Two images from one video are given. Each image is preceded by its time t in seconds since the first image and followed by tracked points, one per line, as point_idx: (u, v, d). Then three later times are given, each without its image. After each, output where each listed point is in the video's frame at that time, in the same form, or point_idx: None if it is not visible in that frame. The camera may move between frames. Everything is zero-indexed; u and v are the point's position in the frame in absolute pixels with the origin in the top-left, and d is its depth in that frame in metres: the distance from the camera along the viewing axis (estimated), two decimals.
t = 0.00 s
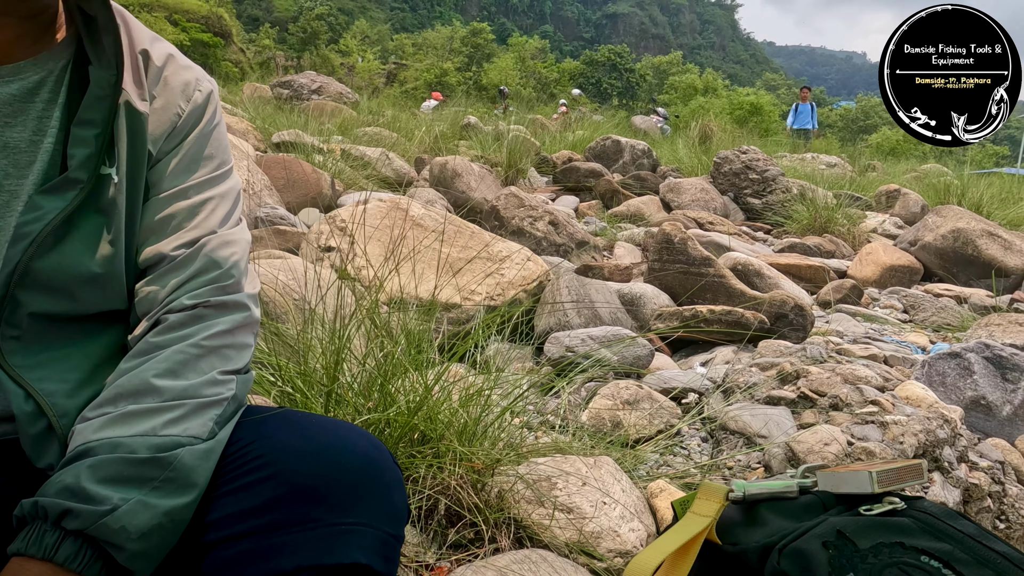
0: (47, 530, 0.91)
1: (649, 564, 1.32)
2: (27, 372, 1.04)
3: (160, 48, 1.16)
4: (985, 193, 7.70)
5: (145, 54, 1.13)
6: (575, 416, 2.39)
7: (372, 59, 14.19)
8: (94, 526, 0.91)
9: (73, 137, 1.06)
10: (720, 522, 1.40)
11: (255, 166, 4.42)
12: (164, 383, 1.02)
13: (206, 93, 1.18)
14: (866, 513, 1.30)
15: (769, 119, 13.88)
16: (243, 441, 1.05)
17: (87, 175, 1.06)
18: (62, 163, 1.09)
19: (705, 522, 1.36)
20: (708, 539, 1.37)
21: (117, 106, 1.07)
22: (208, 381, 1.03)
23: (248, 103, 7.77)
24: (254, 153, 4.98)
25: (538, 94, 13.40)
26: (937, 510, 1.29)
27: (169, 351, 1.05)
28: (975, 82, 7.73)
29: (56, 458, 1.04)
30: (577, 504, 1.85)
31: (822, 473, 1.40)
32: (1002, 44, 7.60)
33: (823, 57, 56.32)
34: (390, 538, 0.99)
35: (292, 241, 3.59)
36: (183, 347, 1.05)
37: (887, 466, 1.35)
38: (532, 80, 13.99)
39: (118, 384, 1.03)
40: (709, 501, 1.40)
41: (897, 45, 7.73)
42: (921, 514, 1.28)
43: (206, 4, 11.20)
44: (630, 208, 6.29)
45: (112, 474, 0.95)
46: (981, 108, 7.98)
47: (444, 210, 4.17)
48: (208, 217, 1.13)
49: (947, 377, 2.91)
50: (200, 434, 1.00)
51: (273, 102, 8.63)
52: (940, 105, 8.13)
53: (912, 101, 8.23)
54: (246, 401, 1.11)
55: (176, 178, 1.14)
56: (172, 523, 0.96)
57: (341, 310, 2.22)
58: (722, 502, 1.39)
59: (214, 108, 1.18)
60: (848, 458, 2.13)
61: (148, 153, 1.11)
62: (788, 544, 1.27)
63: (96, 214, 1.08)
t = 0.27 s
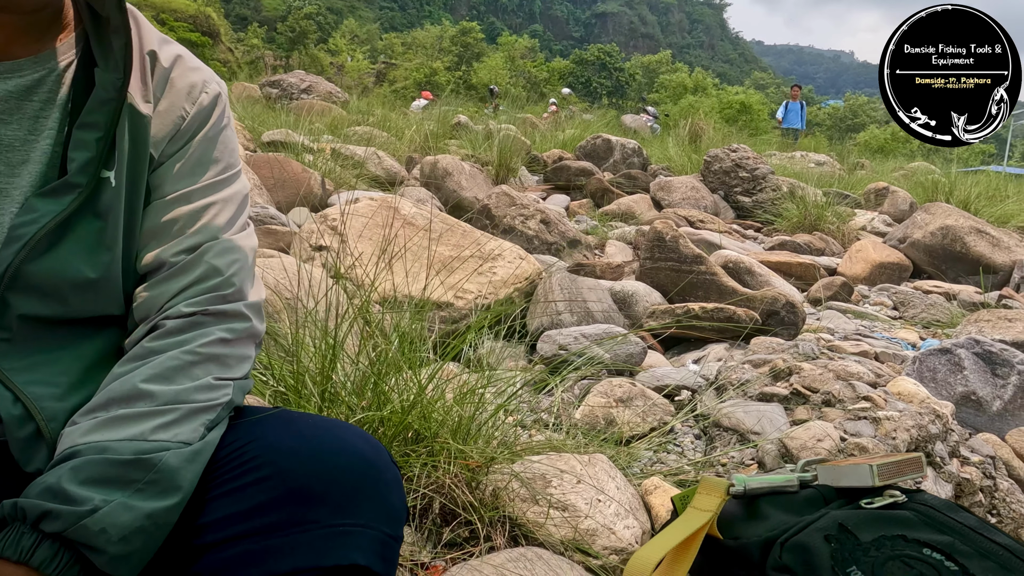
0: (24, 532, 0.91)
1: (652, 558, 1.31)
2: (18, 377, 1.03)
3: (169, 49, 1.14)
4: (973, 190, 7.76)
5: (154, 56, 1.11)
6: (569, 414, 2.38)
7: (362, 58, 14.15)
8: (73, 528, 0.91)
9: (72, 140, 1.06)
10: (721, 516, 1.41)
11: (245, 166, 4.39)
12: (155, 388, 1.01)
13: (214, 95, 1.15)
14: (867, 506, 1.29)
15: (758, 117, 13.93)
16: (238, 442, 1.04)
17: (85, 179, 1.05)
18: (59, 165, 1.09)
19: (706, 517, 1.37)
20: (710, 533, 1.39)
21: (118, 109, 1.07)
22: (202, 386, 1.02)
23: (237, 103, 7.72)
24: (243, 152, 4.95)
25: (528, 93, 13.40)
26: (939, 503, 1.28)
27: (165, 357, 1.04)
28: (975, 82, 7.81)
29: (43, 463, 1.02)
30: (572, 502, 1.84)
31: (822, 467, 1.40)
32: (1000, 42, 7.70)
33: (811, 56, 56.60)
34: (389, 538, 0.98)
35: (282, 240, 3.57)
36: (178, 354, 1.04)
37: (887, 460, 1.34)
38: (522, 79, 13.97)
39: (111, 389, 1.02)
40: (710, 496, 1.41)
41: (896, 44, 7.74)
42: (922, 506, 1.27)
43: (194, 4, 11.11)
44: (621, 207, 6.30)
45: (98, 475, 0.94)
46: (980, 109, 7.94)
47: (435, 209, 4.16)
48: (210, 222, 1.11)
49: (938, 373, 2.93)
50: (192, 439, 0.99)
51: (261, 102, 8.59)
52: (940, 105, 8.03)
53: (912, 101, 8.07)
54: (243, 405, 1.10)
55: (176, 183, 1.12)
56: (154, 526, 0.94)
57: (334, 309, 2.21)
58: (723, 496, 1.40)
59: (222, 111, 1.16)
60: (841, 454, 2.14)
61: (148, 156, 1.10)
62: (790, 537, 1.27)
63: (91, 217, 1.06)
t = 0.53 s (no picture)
0: (9, 525, 0.90)
1: (648, 549, 1.31)
2: (10, 377, 1.01)
3: (166, 46, 1.12)
4: (960, 188, 7.81)
5: (150, 53, 1.10)
6: (561, 411, 2.38)
7: (351, 58, 14.10)
8: (62, 522, 0.91)
9: (67, 143, 1.05)
10: (720, 506, 1.41)
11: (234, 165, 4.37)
12: (152, 389, 1.01)
13: (212, 92, 1.12)
14: (863, 495, 1.30)
15: (748, 117, 13.95)
16: (237, 438, 1.04)
17: (82, 183, 1.04)
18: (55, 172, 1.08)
19: (704, 507, 1.37)
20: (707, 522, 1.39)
21: (112, 110, 1.05)
22: (201, 387, 1.02)
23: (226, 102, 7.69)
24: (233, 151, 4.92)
25: (518, 92, 13.39)
26: (933, 490, 1.30)
27: (164, 360, 1.03)
28: (976, 82, 7.58)
29: (36, 461, 1.02)
30: (565, 498, 1.84)
31: (817, 456, 1.41)
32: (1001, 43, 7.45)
33: (799, 55, 56.84)
34: (388, 535, 0.98)
35: (273, 239, 3.55)
36: (178, 358, 1.03)
37: (883, 448, 1.36)
38: (512, 79, 13.96)
39: (108, 389, 1.01)
40: (707, 486, 1.41)
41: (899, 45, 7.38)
42: (918, 494, 1.29)
43: (182, 3, 11.04)
44: (612, 206, 6.30)
45: (88, 468, 0.94)
46: (980, 108, 7.84)
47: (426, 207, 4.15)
48: (211, 225, 1.09)
49: (928, 367, 2.94)
50: (187, 438, 0.99)
51: (251, 101, 8.55)
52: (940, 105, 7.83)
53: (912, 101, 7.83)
54: (242, 405, 1.10)
55: (174, 185, 1.10)
56: (143, 523, 0.94)
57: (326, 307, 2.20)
58: (720, 486, 1.39)
59: (221, 109, 1.13)
60: (833, 448, 2.15)
61: (146, 156, 1.08)
62: (787, 526, 1.28)
63: (87, 221, 1.05)
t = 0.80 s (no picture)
0: (8, 539, 0.91)
1: (643, 545, 1.33)
2: None
3: (150, 41, 1.10)
4: (948, 186, 7.86)
5: (133, 50, 1.08)
6: (554, 410, 2.39)
7: (341, 58, 14.08)
8: (61, 534, 0.92)
9: (51, 149, 1.04)
10: (714, 503, 1.43)
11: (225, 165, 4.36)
12: (146, 396, 1.00)
13: (199, 89, 1.11)
14: (856, 490, 1.31)
15: (738, 116, 14.00)
16: (239, 441, 1.05)
17: (67, 188, 1.03)
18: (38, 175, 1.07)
19: (698, 504, 1.38)
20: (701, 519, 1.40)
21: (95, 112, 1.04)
22: (198, 394, 1.02)
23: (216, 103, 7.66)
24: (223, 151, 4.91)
25: (509, 92, 13.40)
26: (925, 485, 1.31)
27: (160, 368, 1.03)
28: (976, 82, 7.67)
29: (32, 470, 1.02)
30: (558, 497, 1.85)
31: (810, 452, 1.41)
32: (1003, 42, 7.58)
33: (787, 54, 57.11)
34: (389, 535, 0.98)
35: (264, 239, 3.55)
36: (174, 366, 1.03)
37: (875, 443, 1.36)
38: (502, 78, 13.96)
39: (103, 397, 1.01)
40: (701, 482, 1.41)
41: (905, 43, 7.49)
42: (910, 489, 1.30)
43: (170, 2, 10.97)
44: (603, 205, 6.32)
45: (87, 480, 0.95)
46: (980, 108, 7.90)
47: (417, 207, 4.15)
48: (202, 227, 1.08)
49: (917, 364, 2.96)
50: (185, 445, 1.00)
51: (241, 102, 8.52)
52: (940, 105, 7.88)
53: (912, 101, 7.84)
54: (240, 409, 1.11)
55: (163, 187, 1.09)
56: (146, 532, 0.96)
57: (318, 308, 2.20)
58: (714, 482, 1.40)
59: (209, 105, 1.12)
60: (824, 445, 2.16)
61: (132, 158, 1.07)
62: (780, 521, 1.29)
63: (74, 227, 1.05)
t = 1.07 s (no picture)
0: None
1: (637, 543, 1.33)
2: None
3: (133, 38, 1.10)
4: (937, 184, 7.92)
5: (116, 48, 1.08)
6: (547, 409, 2.40)
7: (331, 58, 14.03)
8: (39, 537, 0.91)
9: (31, 148, 1.04)
10: (706, 500, 1.43)
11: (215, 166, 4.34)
12: (129, 396, 1.01)
13: (183, 86, 1.11)
14: (846, 485, 1.33)
15: (728, 115, 14.05)
16: (222, 441, 1.05)
17: (47, 189, 1.03)
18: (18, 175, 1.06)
19: (691, 500, 1.38)
20: (695, 516, 1.40)
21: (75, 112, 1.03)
22: (183, 395, 1.03)
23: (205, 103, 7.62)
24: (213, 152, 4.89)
25: (500, 92, 13.39)
26: (915, 480, 1.32)
27: (144, 368, 1.03)
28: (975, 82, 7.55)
29: (12, 471, 1.01)
30: (551, 495, 1.85)
31: (802, 449, 1.43)
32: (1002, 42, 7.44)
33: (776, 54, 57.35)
34: (377, 534, 0.98)
35: (255, 240, 3.54)
36: (158, 366, 1.03)
37: (866, 439, 1.39)
38: (492, 78, 13.96)
39: (85, 398, 1.01)
40: (693, 479, 1.42)
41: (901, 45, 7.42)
42: (899, 484, 1.31)
43: (158, 2, 10.91)
44: (594, 204, 6.33)
45: (66, 481, 0.94)
46: (980, 108, 7.79)
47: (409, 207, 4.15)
48: (188, 226, 1.08)
49: (907, 362, 3.00)
50: (168, 446, 1.00)
51: (230, 102, 8.48)
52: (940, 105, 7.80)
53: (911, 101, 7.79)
54: (225, 408, 1.11)
55: (146, 186, 1.09)
56: (125, 533, 0.95)
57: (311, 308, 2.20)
58: (707, 478, 1.41)
59: (193, 102, 1.12)
60: (815, 442, 2.18)
61: (114, 157, 1.06)
62: (773, 518, 1.30)
63: (54, 229, 1.04)
